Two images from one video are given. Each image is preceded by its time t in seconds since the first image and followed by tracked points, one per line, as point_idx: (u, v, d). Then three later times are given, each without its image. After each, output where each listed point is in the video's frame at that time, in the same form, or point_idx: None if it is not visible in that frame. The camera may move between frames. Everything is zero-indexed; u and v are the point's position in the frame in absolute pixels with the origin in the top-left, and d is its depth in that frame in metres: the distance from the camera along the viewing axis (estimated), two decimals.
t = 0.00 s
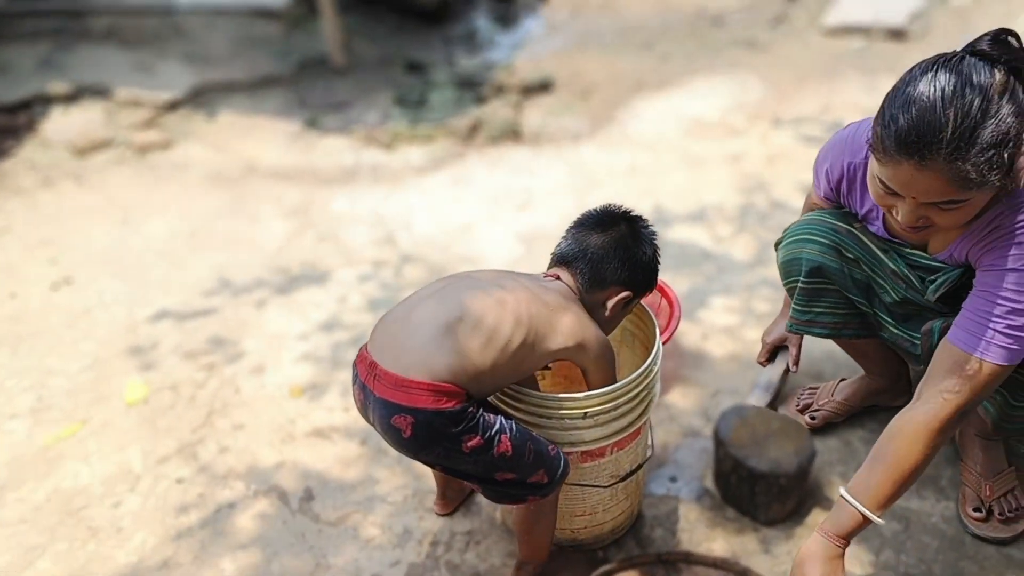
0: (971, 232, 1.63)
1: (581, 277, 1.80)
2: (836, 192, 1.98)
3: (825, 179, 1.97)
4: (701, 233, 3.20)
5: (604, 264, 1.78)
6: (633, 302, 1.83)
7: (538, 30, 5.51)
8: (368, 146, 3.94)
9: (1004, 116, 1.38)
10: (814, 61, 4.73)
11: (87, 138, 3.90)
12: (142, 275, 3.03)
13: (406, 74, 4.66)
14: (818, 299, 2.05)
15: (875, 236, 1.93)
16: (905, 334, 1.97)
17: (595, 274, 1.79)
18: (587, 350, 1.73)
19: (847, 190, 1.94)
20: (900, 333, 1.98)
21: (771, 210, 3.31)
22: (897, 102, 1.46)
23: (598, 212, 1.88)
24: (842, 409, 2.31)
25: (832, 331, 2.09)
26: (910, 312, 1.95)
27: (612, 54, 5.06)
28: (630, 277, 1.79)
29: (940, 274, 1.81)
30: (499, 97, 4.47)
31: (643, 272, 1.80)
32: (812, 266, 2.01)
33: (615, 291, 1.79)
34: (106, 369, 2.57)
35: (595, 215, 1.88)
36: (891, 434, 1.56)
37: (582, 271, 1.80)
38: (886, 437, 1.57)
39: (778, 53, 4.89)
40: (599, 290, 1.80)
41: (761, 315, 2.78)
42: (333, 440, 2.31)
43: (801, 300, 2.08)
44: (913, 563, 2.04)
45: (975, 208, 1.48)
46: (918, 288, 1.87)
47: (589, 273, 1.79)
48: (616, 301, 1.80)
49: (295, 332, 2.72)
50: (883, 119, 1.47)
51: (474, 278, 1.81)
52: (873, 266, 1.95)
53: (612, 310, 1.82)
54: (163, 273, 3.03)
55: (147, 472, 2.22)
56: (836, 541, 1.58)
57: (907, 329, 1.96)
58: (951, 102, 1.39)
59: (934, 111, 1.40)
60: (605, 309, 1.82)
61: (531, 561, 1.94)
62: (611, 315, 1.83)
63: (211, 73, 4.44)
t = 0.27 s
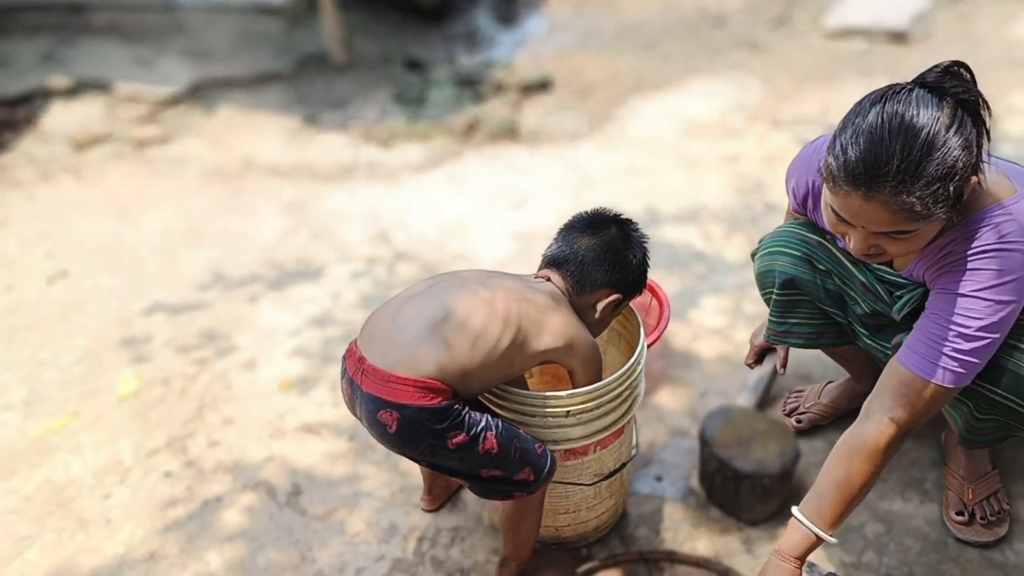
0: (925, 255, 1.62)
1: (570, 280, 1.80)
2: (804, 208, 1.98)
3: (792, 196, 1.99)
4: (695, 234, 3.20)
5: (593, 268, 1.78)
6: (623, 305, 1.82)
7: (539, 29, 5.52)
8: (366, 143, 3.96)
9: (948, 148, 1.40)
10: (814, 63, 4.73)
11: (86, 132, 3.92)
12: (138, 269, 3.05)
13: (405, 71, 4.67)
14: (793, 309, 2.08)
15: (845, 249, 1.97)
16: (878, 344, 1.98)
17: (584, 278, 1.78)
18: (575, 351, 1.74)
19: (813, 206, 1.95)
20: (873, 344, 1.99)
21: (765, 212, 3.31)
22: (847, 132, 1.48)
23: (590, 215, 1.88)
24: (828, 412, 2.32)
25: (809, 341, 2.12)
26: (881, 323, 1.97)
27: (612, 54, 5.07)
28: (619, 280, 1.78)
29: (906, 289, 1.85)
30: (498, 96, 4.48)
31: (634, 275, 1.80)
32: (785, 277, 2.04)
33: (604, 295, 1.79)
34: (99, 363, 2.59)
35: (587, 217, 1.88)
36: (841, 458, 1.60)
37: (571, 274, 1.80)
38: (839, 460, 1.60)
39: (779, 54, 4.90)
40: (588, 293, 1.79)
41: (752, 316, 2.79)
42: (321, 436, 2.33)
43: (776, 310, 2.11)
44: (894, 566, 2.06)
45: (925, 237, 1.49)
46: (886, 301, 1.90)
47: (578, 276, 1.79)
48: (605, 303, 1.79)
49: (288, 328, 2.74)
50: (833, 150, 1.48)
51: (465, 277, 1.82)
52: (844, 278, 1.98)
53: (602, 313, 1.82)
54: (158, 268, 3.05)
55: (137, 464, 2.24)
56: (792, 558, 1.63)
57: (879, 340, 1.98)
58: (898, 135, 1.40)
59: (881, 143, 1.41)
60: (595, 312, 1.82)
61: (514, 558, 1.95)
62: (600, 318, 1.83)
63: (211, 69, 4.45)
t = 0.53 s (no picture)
0: (897, 262, 1.63)
1: (563, 273, 1.81)
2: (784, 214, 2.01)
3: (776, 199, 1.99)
4: (691, 234, 3.22)
5: (584, 259, 1.79)
6: (617, 295, 1.83)
7: (540, 29, 5.54)
8: (366, 143, 3.98)
9: (904, 153, 1.42)
10: (812, 64, 4.74)
11: (87, 131, 3.95)
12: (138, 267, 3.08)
13: (406, 71, 4.69)
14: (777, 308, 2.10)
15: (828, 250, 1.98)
16: (861, 344, 2.00)
17: (575, 270, 1.79)
18: (568, 346, 1.75)
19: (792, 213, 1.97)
20: (856, 343, 2.02)
21: (762, 212, 3.32)
22: (807, 137, 1.51)
23: (583, 207, 1.88)
24: (819, 411, 2.34)
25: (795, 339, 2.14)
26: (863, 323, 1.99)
27: (612, 54, 5.09)
28: (611, 271, 1.78)
29: (887, 290, 1.86)
30: (497, 96, 4.50)
31: (626, 266, 1.80)
32: (769, 276, 2.06)
33: (597, 286, 1.80)
34: (97, 360, 2.62)
35: (579, 209, 1.88)
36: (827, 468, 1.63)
37: (564, 267, 1.81)
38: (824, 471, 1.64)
39: (778, 55, 4.91)
40: (581, 285, 1.80)
41: (747, 315, 2.81)
42: (318, 433, 2.36)
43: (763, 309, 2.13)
44: (883, 563, 2.07)
45: (888, 240, 1.51)
46: (867, 301, 1.91)
47: (570, 268, 1.80)
48: (599, 295, 1.80)
49: (286, 326, 2.76)
50: (795, 155, 1.52)
51: (459, 274, 1.84)
52: (827, 277, 1.99)
53: (597, 304, 1.82)
54: (157, 267, 3.08)
55: (134, 461, 2.26)
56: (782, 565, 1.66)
57: (862, 340, 2.00)
58: (855, 138, 1.43)
59: (837, 148, 1.44)
60: (590, 303, 1.82)
61: (507, 555, 1.97)
62: (595, 308, 1.84)
63: (212, 69, 4.48)
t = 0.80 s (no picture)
0: (904, 242, 1.63)
1: (554, 269, 1.78)
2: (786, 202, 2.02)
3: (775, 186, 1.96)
4: (688, 231, 3.20)
5: (575, 253, 1.75)
6: (609, 291, 1.78)
7: (538, 26, 5.51)
8: (361, 140, 3.95)
9: (891, 126, 1.39)
10: (810, 61, 4.71)
11: (80, 127, 3.92)
12: (129, 264, 3.05)
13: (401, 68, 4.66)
14: (777, 292, 2.10)
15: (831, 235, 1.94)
16: (859, 332, 1.98)
17: (566, 264, 1.76)
18: (550, 348, 1.73)
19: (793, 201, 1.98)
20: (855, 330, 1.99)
21: (759, 210, 3.30)
22: (796, 113, 1.49)
23: (580, 197, 1.84)
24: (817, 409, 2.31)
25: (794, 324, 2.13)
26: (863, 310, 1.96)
27: (610, 51, 5.06)
28: (602, 266, 1.74)
29: (883, 278, 1.82)
30: (494, 93, 4.47)
31: (619, 261, 1.76)
32: (770, 260, 2.05)
33: (587, 283, 1.76)
34: (87, 358, 2.59)
35: (576, 200, 1.84)
36: (841, 458, 1.55)
37: (556, 262, 1.77)
38: (839, 461, 1.55)
39: (776, 52, 4.88)
40: (572, 281, 1.76)
41: (743, 313, 2.78)
42: (309, 432, 2.33)
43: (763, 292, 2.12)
44: (880, 564, 2.04)
45: (882, 217, 1.47)
46: (864, 289, 1.88)
47: (561, 262, 1.76)
48: (591, 290, 1.76)
49: (278, 323, 2.73)
50: (784, 133, 1.50)
51: (443, 271, 1.82)
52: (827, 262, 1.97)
53: (587, 300, 1.78)
54: (148, 264, 3.05)
55: (122, 460, 2.24)
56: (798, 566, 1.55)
57: (860, 327, 1.97)
58: (839, 112, 1.41)
59: (822, 122, 1.43)
60: (581, 299, 1.78)
61: (498, 555, 1.95)
62: (587, 305, 1.79)
63: (206, 65, 4.45)
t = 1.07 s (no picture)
0: (942, 200, 1.67)
1: (548, 271, 1.71)
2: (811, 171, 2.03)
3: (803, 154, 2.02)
4: (683, 229, 3.13)
5: (569, 257, 1.68)
6: (604, 296, 1.72)
7: (531, 21, 5.44)
8: (350, 136, 3.87)
9: (917, 55, 1.44)
10: (808, 56, 4.64)
11: (63, 123, 3.84)
12: (111, 264, 2.98)
13: (393, 63, 4.59)
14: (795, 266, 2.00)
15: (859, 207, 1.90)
16: (879, 311, 1.92)
17: (559, 267, 1.69)
18: (542, 353, 1.65)
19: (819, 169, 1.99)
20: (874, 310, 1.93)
21: (756, 207, 3.23)
22: (827, 50, 1.54)
23: (574, 199, 1.78)
24: (817, 411, 2.25)
25: (807, 302, 2.03)
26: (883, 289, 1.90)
27: (605, 46, 4.99)
28: (597, 271, 1.68)
29: (914, 248, 1.79)
30: (487, 89, 4.39)
31: (614, 266, 1.69)
32: (792, 230, 1.96)
33: (581, 287, 1.69)
34: (65, 360, 2.52)
35: (570, 202, 1.78)
36: (883, 418, 1.48)
37: (550, 264, 1.71)
38: (882, 421, 1.48)
39: (774, 47, 4.81)
40: (566, 284, 1.70)
41: (741, 313, 2.72)
42: (293, 436, 2.26)
43: (779, 265, 2.02)
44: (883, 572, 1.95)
45: (909, 153, 1.49)
46: (892, 261, 1.83)
47: (554, 265, 1.70)
48: (585, 295, 1.69)
49: (263, 324, 2.66)
50: (814, 71, 1.55)
51: (431, 274, 1.75)
52: (854, 235, 1.91)
53: (581, 305, 1.71)
54: (130, 262, 2.98)
55: (100, 466, 2.17)
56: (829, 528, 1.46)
57: (881, 306, 1.91)
58: (870, 41, 1.47)
59: (854, 49, 1.48)
60: (575, 304, 1.72)
61: (488, 564, 1.88)
62: (580, 311, 1.73)
63: (193, 60, 4.37)
